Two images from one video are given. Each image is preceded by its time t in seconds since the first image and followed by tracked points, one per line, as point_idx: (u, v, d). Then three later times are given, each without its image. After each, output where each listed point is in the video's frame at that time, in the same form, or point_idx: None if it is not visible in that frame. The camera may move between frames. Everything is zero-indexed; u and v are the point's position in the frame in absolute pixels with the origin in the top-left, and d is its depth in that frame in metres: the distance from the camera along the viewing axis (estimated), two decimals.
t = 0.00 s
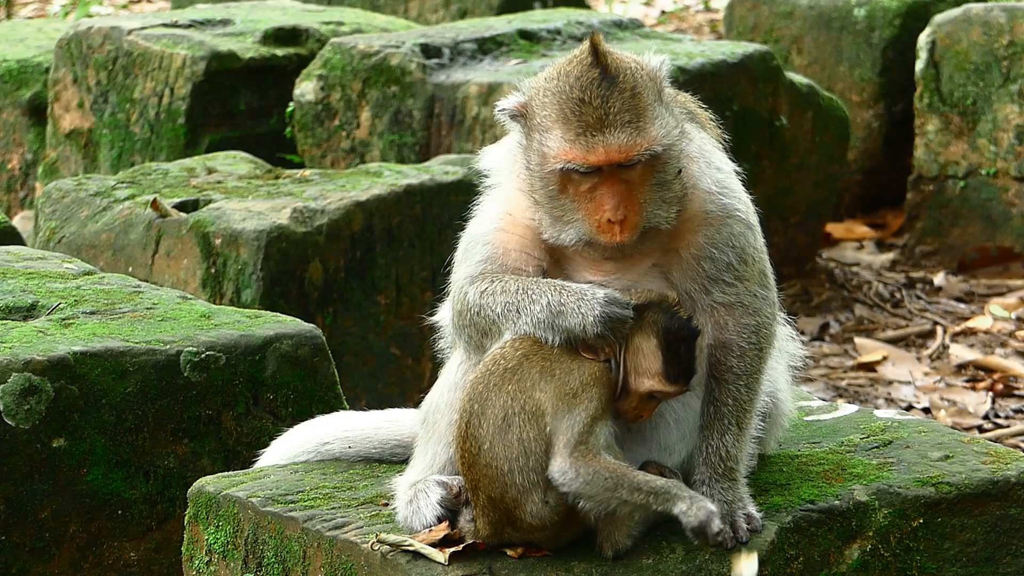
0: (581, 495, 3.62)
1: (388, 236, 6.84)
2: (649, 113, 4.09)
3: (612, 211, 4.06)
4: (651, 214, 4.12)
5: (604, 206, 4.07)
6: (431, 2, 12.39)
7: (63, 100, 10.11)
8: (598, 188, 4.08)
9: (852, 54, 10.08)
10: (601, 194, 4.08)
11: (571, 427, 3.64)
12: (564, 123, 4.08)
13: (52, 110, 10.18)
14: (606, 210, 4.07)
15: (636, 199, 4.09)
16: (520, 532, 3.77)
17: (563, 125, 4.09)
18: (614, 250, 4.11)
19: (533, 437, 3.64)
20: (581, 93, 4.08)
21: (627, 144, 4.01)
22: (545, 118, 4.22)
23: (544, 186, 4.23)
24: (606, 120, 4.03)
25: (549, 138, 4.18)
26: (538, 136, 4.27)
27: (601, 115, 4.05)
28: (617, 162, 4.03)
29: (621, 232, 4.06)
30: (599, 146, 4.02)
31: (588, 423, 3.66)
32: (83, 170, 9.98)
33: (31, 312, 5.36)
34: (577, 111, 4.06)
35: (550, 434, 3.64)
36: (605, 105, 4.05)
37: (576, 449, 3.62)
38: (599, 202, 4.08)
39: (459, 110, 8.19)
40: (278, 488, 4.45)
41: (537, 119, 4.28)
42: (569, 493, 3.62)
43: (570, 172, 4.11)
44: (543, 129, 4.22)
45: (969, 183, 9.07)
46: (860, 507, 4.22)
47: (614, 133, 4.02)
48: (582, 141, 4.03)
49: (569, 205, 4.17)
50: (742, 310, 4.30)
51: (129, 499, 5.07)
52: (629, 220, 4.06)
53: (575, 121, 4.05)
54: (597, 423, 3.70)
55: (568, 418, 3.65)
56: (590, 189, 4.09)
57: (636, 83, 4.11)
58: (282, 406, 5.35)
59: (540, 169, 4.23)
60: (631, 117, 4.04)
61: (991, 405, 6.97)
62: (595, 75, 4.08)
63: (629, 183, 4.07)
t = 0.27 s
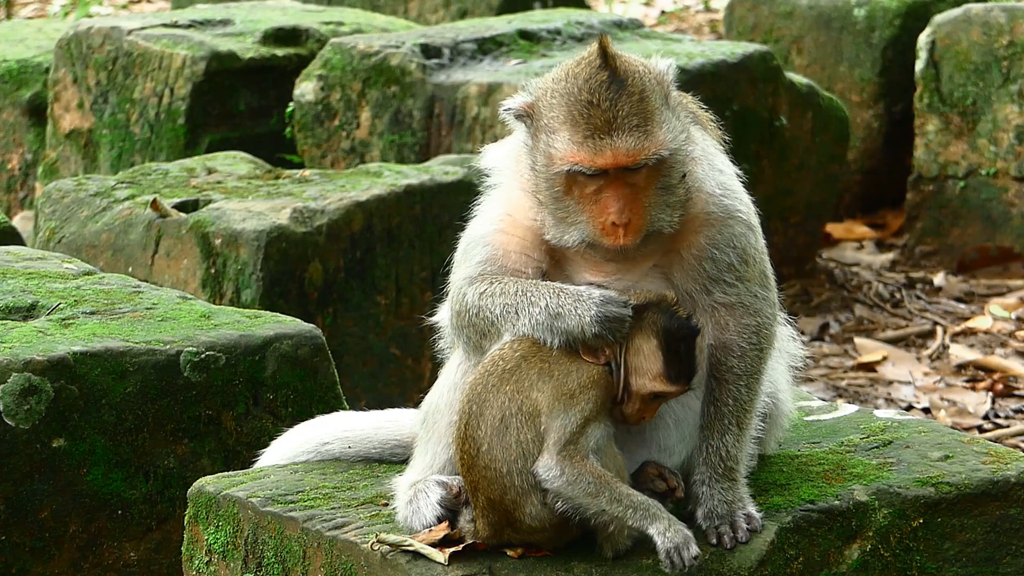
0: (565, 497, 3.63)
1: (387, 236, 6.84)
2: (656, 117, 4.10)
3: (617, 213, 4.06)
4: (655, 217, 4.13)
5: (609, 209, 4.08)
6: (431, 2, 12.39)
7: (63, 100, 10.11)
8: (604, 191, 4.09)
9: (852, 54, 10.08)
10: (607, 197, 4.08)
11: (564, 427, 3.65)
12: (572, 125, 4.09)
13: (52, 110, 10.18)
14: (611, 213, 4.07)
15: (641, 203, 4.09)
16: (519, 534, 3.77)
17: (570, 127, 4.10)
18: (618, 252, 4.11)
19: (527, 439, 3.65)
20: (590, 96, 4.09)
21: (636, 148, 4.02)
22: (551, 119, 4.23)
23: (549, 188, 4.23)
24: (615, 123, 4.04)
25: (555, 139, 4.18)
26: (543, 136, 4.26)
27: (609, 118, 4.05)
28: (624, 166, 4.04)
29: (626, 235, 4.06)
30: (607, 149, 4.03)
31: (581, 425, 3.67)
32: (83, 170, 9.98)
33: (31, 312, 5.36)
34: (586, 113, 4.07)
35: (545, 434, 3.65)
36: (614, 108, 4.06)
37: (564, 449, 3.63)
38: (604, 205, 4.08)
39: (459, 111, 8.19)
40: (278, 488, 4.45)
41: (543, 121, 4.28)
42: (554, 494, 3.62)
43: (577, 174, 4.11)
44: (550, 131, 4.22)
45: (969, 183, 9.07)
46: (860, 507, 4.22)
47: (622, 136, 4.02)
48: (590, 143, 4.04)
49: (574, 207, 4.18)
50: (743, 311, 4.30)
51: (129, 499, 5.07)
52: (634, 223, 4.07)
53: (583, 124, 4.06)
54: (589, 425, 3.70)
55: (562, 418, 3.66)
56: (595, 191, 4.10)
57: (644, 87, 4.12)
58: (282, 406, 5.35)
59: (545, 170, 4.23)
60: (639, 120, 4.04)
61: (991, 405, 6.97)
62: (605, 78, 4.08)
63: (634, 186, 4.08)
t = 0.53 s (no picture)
0: (582, 505, 3.57)
1: (388, 237, 6.84)
2: (660, 119, 4.10)
3: (617, 214, 4.06)
4: (655, 219, 4.13)
5: (610, 210, 4.07)
6: (431, 2, 12.39)
7: (63, 100, 10.12)
8: (605, 192, 4.08)
9: (852, 54, 10.08)
10: (608, 198, 4.08)
11: (580, 430, 3.59)
12: (576, 125, 4.08)
13: (52, 110, 10.18)
14: (611, 213, 4.07)
15: (642, 204, 4.09)
16: (519, 533, 3.78)
17: (574, 127, 4.09)
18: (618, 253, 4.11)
19: (531, 440, 3.65)
20: (594, 96, 4.08)
21: (638, 149, 4.02)
22: (555, 118, 4.22)
23: (550, 187, 4.22)
24: (619, 123, 4.04)
25: (558, 139, 4.18)
26: (546, 135, 4.26)
27: (613, 118, 4.05)
28: (627, 167, 4.04)
29: (626, 236, 4.06)
30: (610, 150, 4.03)
31: (595, 428, 3.59)
32: (83, 170, 9.98)
33: (31, 312, 5.36)
34: (589, 113, 4.06)
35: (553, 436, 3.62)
36: (618, 109, 4.05)
37: (586, 454, 3.56)
38: (605, 206, 4.08)
39: (459, 111, 8.19)
40: (278, 488, 4.45)
41: (546, 120, 4.28)
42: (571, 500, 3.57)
43: (578, 174, 4.11)
44: (553, 130, 4.22)
45: (969, 183, 9.07)
46: (860, 507, 4.22)
47: (625, 138, 4.03)
48: (593, 144, 4.04)
49: (575, 207, 4.17)
50: (743, 311, 4.30)
51: (129, 499, 5.07)
52: (635, 224, 4.06)
53: (587, 124, 4.05)
54: (602, 429, 3.62)
55: (573, 420, 3.60)
56: (597, 191, 4.10)
57: (648, 88, 4.11)
58: (282, 406, 5.35)
59: (547, 169, 4.23)
60: (643, 122, 4.04)
61: (991, 405, 6.97)
62: (609, 78, 4.07)
63: (635, 188, 4.07)
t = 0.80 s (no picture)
0: (585, 504, 3.58)
1: (388, 237, 6.84)
2: (662, 122, 4.08)
3: (617, 216, 4.05)
4: (655, 221, 4.12)
5: (610, 211, 4.07)
6: (431, 2, 12.39)
7: (63, 100, 10.12)
8: (606, 193, 4.07)
9: (852, 54, 10.08)
10: (608, 199, 4.07)
11: (580, 428, 3.60)
12: (577, 126, 4.07)
13: (52, 110, 10.18)
14: (611, 215, 4.07)
15: (642, 206, 4.08)
16: (520, 531, 3.78)
17: (575, 128, 4.08)
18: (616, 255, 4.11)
19: (532, 437, 3.66)
20: (596, 97, 4.07)
21: (640, 151, 4.00)
22: (557, 119, 4.21)
23: (550, 187, 4.22)
24: (621, 125, 4.02)
25: (559, 140, 4.17)
26: (548, 136, 4.26)
27: (615, 120, 4.04)
28: (628, 169, 4.02)
29: (626, 237, 4.06)
30: (612, 151, 4.01)
31: (596, 425, 3.61)
32: (83, 170, 9.98)
33: (31, 312, 5.36)
34: (591, 114, 4.05)
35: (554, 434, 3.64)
36: (620, 111, 4.04)
37: (589, 453, 3.58)
38: (605, 207, 4.07)
39: (459, 111, 8.19)
40: (278, 488, 4.45)
41: (548, 120, 4.27)
42: (574, 499, 3.58)
43: (579, 175, 4.10)
44: (555, 130, 4.21)
45: (969, 183, 9.07)
46: (860, 507, 4.22)
47: (627, 140, 4.01)
48: (594, 145, 4.03)
49: (575, 208, 4.17)
50: (743, 311, 4.30)
51: (129, 499, 5.07)
52: (635, 226, 4.06)
53: (588, 125, 4.04)
54: (602, 426, 3.63)
55: (573, 419, 3.62)
56: (597, 193, 4.09)
57: (651, 90, 4.10)
58: (282, 406, 5.35)
59: (548, 170, 4.23)
60: (644, 124, 4.03)
61: (991, 405, 6.97)
62: (612, 80, 4.07)
63: (636, 189, 4.06)
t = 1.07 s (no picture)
0: (583, 501, 3.58)
1: (388, 237, 6.84)
2: (666, 124, 4.07)
3: (620, 218, 4.05)
4: (659, 223, 4.12)
5: (614, 213, 4.07)
6: (431, 2, 12.39)
7: (63, 100, 10.12)
8: (610, 195, 4.07)
9: (852, 54, 10.08)
10: (612, 201, 4.07)
11: (580, 427, 3.60)
12: (583, 127, 4.05)
13: (52, 110, 10.18)
14: (615, 216, 4.07)
15: (646, 208, 4.08)
16: (520, 525, 3.79)
17: (580, 129, 4.06)
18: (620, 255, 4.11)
19: (535, 428, 3.68)
20: (602, 99, 4.05)
21: (645, 153, 3.99)
22: (562, 120, 4.20)
23: (555, 189, 4.22)
24: (626, 127, 4.01)
25: (564, 140, 4.16)
26: (552, 137, 4.25)
27: (620, 122, 4.02)
28: (632, 171, 4.01)
29: (629, 239, 4.06)
30: (617, 153, 4.00)
31: (597, 426, 3.61)
32: (83, 170, 9.98)
33: (31, 312, 5.36)
34: (597, 116, 4.04)
35: (556, 429, 3.65)
36: (625, 112, 4.02)
37: (588, 452, 3.58)
38: (609, 209, 4.07)
39: (459, 111, 8.20)
40: (278, 488, 4.45)
41: (554, 120, 4.26)
42: (573, 496, 3.58)
43: (583, 177, 4.10)
44: (560, 131, 4.19)
45: (969, 183, 9.07)
46: (860, 507, 4.22)
47: (633, 141, 3.99)
48: (600, 146, 4.01)
49: (578, 209, 4.17)
50: (743, 311, 4.30)
51: (129, 499, 5.07)
52: (638, 228, 4.06)
53: (594, 127, 4.03)
54: (605, 429, 3.63)
55: (575, 416, 3.62)
56: (601, 194, 4.08)
57: (656, 92, 4.09)
58: (282, 406, 5.35)
59: (553, 171, 4.22)
60: (649, 126, 4.01)
61: (991, 405, 6.97)
62: (617, 81, 4.05)
63: (640, 190, 4.06)
